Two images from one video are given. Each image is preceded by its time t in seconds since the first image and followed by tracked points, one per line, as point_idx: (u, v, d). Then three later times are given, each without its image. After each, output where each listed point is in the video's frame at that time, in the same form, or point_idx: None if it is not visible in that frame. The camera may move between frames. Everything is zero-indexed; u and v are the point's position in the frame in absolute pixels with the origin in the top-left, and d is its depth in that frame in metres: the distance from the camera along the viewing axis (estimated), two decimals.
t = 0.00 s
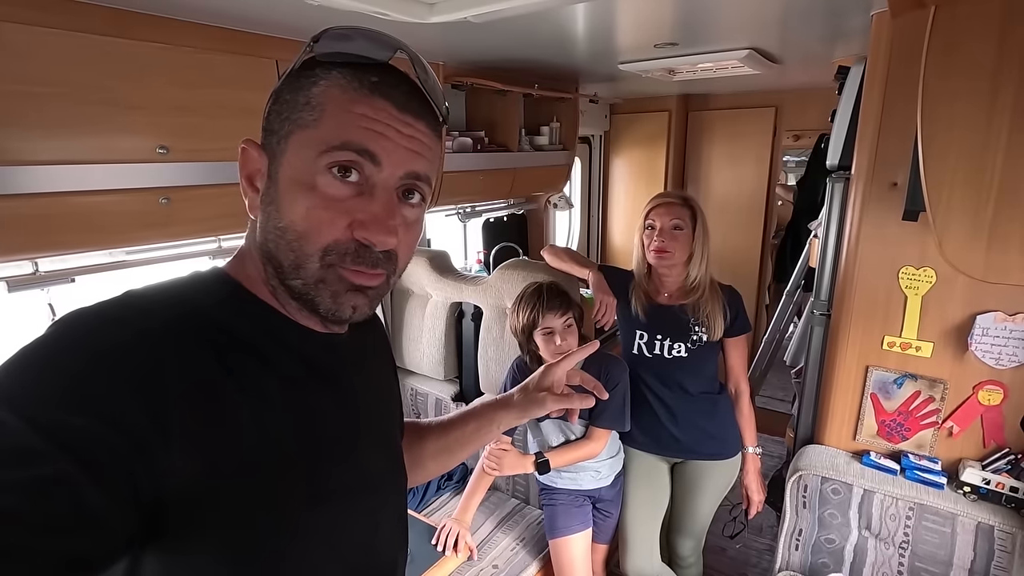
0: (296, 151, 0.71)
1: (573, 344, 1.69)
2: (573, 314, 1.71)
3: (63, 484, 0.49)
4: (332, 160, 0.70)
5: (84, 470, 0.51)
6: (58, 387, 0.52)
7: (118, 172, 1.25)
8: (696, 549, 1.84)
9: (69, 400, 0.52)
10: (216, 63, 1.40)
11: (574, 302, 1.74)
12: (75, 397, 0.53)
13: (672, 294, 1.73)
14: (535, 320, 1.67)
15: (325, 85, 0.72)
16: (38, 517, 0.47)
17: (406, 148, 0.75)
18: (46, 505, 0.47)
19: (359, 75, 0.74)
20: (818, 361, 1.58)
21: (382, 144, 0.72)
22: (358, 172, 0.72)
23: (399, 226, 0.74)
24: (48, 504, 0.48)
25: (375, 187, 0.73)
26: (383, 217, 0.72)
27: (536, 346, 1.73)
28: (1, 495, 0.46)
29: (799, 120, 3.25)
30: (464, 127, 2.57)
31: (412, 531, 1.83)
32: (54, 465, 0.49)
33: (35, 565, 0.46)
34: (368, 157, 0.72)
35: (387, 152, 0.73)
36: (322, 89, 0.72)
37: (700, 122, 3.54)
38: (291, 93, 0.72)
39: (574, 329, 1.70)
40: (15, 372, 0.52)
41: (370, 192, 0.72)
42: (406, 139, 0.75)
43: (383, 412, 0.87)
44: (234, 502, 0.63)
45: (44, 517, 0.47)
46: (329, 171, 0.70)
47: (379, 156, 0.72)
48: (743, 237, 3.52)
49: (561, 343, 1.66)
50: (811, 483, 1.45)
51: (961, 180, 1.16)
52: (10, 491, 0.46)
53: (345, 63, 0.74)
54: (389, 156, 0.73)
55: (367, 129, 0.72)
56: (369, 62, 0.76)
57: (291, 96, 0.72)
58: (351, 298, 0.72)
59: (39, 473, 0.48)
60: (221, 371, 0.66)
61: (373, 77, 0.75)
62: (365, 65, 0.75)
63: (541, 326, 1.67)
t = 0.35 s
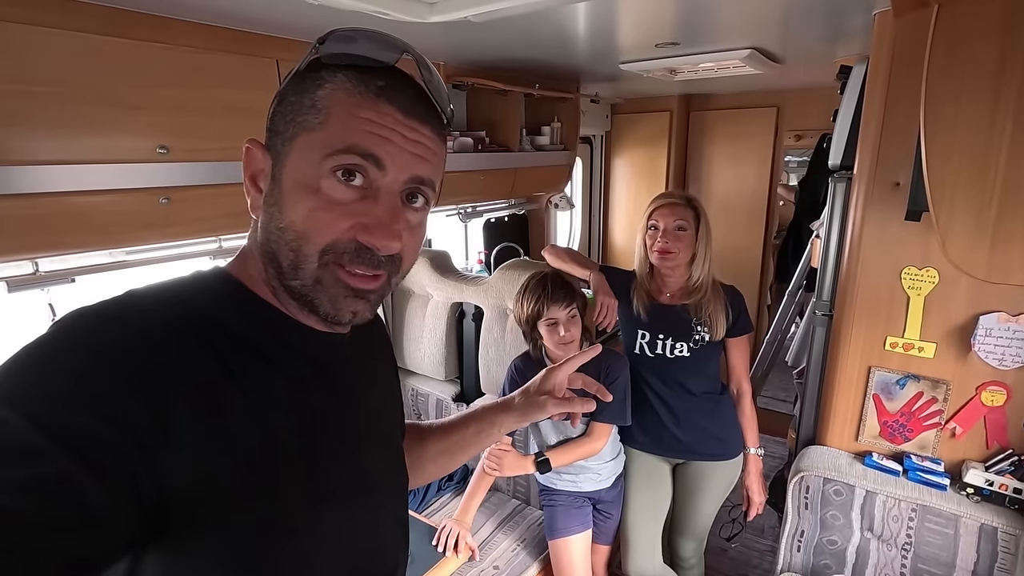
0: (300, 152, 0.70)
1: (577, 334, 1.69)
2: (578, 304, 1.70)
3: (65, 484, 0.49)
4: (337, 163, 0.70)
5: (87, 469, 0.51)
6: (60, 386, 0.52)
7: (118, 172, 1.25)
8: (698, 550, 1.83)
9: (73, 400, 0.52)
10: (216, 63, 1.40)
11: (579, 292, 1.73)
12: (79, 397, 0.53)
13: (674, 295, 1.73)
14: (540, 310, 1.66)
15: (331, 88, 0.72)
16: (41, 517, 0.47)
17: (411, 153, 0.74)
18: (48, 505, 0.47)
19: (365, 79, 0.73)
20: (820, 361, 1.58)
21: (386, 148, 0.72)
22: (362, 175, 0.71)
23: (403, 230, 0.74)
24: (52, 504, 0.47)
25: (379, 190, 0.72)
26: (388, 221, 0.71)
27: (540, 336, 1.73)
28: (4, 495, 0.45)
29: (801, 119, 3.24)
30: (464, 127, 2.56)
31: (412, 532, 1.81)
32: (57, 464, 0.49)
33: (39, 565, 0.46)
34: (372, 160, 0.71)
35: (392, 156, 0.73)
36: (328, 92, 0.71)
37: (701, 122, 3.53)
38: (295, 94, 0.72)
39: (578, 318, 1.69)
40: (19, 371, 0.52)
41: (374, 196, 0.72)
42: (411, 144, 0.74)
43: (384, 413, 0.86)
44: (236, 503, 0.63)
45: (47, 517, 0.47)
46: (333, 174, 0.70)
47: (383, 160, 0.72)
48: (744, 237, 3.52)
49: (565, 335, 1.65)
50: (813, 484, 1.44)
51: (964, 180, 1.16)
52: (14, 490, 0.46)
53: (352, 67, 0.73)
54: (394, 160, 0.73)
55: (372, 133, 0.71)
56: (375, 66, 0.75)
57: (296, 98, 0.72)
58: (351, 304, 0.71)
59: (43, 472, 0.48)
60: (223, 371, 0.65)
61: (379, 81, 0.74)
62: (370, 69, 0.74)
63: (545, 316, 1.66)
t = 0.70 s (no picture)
0: (302, 156, 0.70)
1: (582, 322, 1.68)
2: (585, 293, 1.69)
3: (63, 485, 0.48)
4: (340, 168, 0.69)
5: (85, 470, 0.51)
6: (57, 386, 0.51)
7: (118, 172, 1.25)
8: (699, 552, 1.83)
9: (71, 399, 0.52)
10: (216, 63, 1.39)
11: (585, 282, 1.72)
12: (77, 397, 0.52)
13: (676, 296, 1.72)
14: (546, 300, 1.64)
15: (335, 91, 0.71)
16: (38, 517, 0.46)
17: (414, 157, 0.74)
18: (46, 505, 0.47)
19: (369, 82, 0.73)
20: (822, 363, 1.57)
21: (390, 152, 0.72)
22: (365, 179, 0.71)
23: (406, 234, 0.74)
24: (50, 504, 0.47)
25: (382, 195, 0.72)
26: (391, 225, 0.71)
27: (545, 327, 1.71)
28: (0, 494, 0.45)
29: (803, 120, 3.23)
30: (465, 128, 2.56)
31: (411, 533, 1.78)
32: (55, 465, 0.49)
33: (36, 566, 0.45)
34: (375, 164, 0.71)
35: (396, 161, 0.72)
36: (331, 94, 0.71)
37: (703, 123, 3.53)
38: (298, 97, 0.71)
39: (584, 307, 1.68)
40: (17, 371, 0.52)
41: (377, 200, 0.71)
42: (415, 148, 0.74)
43: (382, 415, 0.86)
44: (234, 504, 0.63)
45: (44, 518, 0.47)
46: (336, 178, 0.69)
47: (387, 164, 0.72)
48: (746, 238, 3.51)
49: (572, 323, 1.65)
50: (815, 486, 1.44)
51: (967, 181, 1.15)
52: (11, 491, 0.46)
53: (356, 70, 0.73)
54: (398, 164, 0.72)
55: (376, 137, 0.71)
56: (379, 70, 0.75)
57: (299, 100, 0.71)
58: (353, 312, 0.71)
59: (41, 472, 0.47)
60: (221, 372, 0.65)
61: (382, 85, 0.74)
62: (374, 73, 0.74)
63: (551, 306, 1.65)
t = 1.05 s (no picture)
0: (300, 158, 0.68)
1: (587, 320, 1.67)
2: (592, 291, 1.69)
3: (55, 484, 0.48)
4: (343, 167, 0.69)
5: (77, 469, 0.51)
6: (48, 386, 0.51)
7: (119, 172, 1.25)
8: (700, 554, 1.82)
9: (64, 400, 0.52)
10: (216, 63, 1.39)
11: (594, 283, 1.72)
12: (69, 396, 0.52)
13: (677, 296, 1.72)
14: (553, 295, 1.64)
15: (323, 89, 0.69)
16: (28, 516, 0.46)
17: (409, 149, 0.74)
18: (36, 504, 0.47)
19: (356, 78, 0.72)
20: (824, 363, 1.57)
21: (389, 147, 0.72)
22: (370, 176, 0.71)
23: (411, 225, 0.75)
24: (43, 505, 0.47)
25: (383, 190, 0.72)
26: (400, 218, 0.72)
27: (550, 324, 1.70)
28: None
29: (805, 120, 3.22)
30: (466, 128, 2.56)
31: (411, 533, 1.78)
32: (46, 464, 0.48)
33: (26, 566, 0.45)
34: (378, 162, 0.71)
35: (395, 155, 0.72)
36: (320, 93, 0.69)
37: (704, 123, 3.53)
38: (283, 97, 0.69)
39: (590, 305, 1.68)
40: (9, 370, 0.52)
41: (383, 195, 0.72)
42: (408, 140, 0.74)
43: (384, 413, 0.85)
44: (231, 503, 0.62)
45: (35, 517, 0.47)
46: (341, 177, 0.69)
47: (388, 159, 0.72)
48: (747, 239, 3.50)
49: (578, 318, 1.64)
50: (817, 487, 1.43)
51: (970, 181, 1.15)
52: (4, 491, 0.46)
53: (339, 66, 0.71)
54: (396, 158, 0.72)
55: (376, 134, 0.71)
56: (362, 62, 0.73)
57: (285, 101, 0.69)
58: (370, 299, 0.72)
59: (32, 473, 0.47)
60: (216, 370, 0.65)
61: (369, 80, 0.73)
62: (356, 65, 0.72)
63: (558, 301, 1.64)
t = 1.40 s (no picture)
0: (276, 149, 0.70)
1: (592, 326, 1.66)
2: (600, 298, 1.67)
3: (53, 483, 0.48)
4: (314, 158, 0.69)
5: (76, 468, 0.51)
6: (48, 385, 0.51)
7: (122, 173, 1.26)
8: (701, 556, 1.81)
9: (65, 399, 0.52)
10: (220, 65, 1.40)
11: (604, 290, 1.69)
12: (69, 395, 0.52)
13: (675, 298, 1.71)
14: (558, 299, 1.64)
15: (303, 80, 0.71)
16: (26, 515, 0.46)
17: (387, 141, 0.73)
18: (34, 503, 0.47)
19: (336, 69, 0.72)
20: (827, 365, 1.56)
21: (361, 137, 0.71)
22: (341, 168, 0.71)
23: (387, 220, 0.74)
24: (41, 504, 0.48)
25: (359, 183, 0.72)
26: (370, 213, 0.71)
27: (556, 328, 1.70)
28: None
29: (808, 122, 3.22)
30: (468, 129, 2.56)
31: (414, 534, 1.78)
32: (45, 463, 0.49)
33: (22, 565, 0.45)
34: (349, 152, 0.71)
35: (369, 146, 0.72)
36: (299, 85, 0.70)
37: (707, 125, 3.53)
38: (269, 90, 0.71)
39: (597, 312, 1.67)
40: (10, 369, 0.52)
41: (354, 188, 0.72)
42: (387, 132, 0.73)
43: (384, 413, 0.85)
44: (230, 503, 0.62)
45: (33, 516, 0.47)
46: (311, 169, 0.69)
47: (360, 151, 0.71)
48: (750, 241, 3.50)
49: (582, 323, 1.63)
50: (820, 489, 1.43)
51: (973, 180, 1.14)
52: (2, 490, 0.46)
53: (323, 56, 0.72)
54: (372, 150, 0.72)
55: (346, 124, 0.71)
56: (349, 54, 0.73)
57: (269, 93, 0.71)
58: (340, 302, 0.71)
59: (30, 473, 0.48)
60: (216, 370, 0.65)
61: (350, 70, 0.73)
62: (343, 58, 0.73)
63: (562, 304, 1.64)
